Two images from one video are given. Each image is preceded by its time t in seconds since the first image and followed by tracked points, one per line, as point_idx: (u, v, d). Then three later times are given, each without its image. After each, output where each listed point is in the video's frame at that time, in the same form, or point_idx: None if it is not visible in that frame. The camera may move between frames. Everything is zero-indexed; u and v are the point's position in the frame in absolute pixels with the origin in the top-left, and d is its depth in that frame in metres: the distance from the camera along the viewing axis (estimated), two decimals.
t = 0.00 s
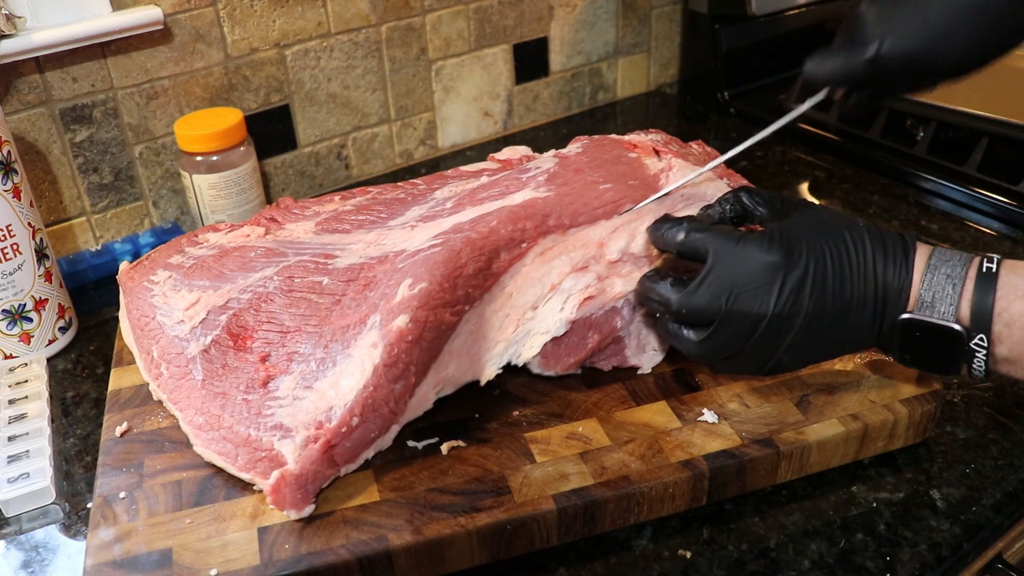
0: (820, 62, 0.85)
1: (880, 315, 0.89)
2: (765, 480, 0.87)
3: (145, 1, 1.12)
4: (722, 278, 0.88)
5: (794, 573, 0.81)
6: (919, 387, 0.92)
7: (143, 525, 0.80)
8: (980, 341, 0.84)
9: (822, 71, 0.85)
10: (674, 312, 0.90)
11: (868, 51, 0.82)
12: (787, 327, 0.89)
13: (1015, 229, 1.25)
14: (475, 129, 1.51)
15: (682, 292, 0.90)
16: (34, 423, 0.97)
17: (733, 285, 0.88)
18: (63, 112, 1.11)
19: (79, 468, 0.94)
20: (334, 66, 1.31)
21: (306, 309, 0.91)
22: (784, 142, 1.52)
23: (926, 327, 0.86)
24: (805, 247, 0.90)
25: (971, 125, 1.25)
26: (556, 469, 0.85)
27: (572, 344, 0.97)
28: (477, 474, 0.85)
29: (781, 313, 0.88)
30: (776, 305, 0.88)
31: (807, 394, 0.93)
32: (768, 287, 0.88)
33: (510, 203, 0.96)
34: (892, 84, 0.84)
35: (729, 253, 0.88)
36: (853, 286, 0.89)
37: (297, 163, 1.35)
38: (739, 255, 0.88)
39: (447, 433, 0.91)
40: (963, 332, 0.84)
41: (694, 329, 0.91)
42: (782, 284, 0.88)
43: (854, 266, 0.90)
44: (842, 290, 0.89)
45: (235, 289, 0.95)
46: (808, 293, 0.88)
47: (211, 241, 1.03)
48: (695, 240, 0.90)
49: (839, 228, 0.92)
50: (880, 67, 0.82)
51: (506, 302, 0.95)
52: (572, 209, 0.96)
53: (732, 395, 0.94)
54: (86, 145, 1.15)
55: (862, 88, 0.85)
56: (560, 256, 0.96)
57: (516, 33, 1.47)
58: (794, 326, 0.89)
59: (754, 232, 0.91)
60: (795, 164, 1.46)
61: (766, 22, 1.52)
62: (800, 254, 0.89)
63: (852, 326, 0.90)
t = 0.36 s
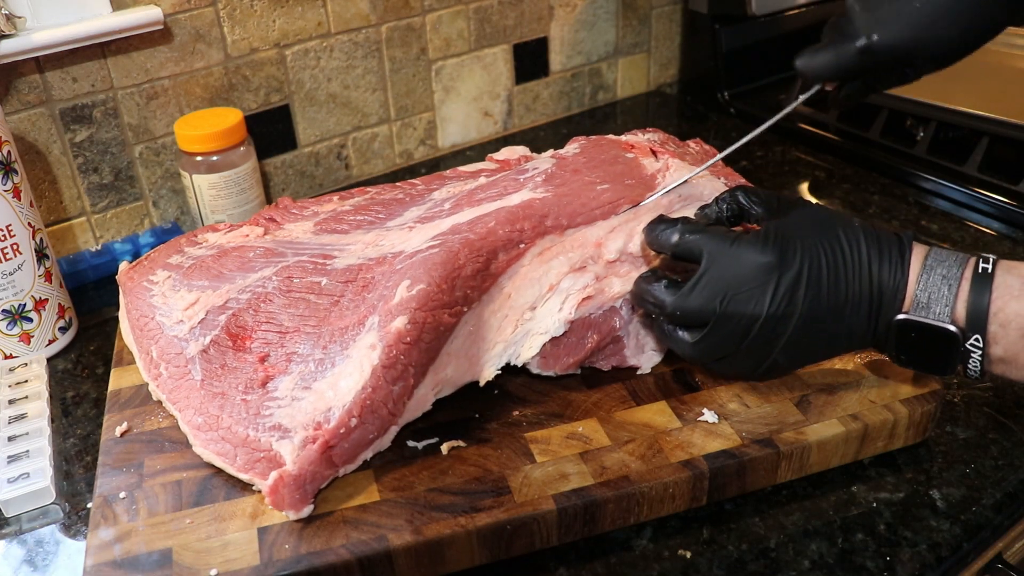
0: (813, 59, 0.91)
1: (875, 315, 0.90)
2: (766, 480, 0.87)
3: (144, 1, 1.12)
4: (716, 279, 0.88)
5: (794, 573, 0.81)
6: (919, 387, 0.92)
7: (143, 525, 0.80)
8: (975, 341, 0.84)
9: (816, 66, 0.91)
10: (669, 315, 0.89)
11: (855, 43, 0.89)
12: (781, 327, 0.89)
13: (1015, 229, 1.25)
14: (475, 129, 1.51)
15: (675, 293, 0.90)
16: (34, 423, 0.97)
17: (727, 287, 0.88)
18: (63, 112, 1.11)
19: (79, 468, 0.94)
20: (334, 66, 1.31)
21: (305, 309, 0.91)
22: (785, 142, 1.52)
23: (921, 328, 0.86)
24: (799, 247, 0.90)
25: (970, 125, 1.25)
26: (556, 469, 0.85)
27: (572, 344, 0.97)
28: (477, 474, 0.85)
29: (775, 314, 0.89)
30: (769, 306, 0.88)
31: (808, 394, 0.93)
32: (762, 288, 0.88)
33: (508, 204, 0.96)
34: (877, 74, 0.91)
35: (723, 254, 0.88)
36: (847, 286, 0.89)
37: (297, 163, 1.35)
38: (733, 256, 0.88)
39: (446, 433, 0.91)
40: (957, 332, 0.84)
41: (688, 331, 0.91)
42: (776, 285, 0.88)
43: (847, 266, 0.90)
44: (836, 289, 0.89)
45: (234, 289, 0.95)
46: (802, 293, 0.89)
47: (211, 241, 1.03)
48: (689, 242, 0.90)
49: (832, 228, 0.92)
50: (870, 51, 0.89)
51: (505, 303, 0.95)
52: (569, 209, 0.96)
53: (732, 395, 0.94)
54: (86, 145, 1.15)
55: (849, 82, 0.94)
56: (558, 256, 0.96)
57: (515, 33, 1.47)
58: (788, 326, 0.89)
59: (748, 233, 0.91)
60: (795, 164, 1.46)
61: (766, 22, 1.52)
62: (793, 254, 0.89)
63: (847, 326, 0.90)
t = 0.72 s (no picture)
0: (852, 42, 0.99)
1: (880, 318, 0.89)
2: (766, 479, 0.87)
3: (145, 1, 1.12)
4: (722, 275, 0.88)
5: (794, 573, 0.81)
6: (919, 388, 0.92)
7: (143, 525, 0.80)
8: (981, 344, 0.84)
9: (854, 48, 0.99)
10: (671, 305, 0.90)
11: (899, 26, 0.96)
12: (784, 325, 0.89)
13: (1015, 229, 1.25)
14: (475, 129, 1.51)
15: (680, 286, 0.90)
16: (34, 423, 0.97)
17: (732, 282, 0.88)
18: (63, 112, 1.11)
19: (79, 468, 0.94)
20: (334, 66, 1.31)
21: (309, 307, 0.91)
22: (785, 142, 1.51)
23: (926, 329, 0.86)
24: (807, 246, 0.90)
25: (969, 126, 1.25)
26: (556, 469, 0.85)
27: (577, 338, 0.97)
28: (477, 474, 0.85)
29: (779, 311, 0.89)
30: (774, 302, 0.88)
31: (808, 394, 0.93)
32: (768, 284, 0.88)
33: (513, 199, 0.97)
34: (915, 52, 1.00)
35: (729, 250, 0.89)
36: (853, 287, 0.89)
37: (297, 163, 1.35)
38: (739, 252, 0.89)
39: (447, 433, 0.91)
40: (962, 334, 0.84)
41: (691, 325, 0.91)
42: (781, 282, 0.88)
43: (854, 268, 0.90)
44: (841, 290, 0.89)
45: (237, 288, 0.95)
46: (806, 291, 0.89)
47: (212, 241, 1.03)
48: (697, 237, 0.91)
49: (839, 230, 0.92)
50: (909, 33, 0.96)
51: (510, 296, 0.95)
52: (573, 203, 0.96)
53: (732, 395, 0.94)
54: (86, 145, 1.15)
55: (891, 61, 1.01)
56: (564, 250, 0.96)
57: (515, 33, 1.47)
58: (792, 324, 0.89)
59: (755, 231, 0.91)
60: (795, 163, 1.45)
61: (767, 22, 1.52)
62: (800, 253, 0.89)
63: (850, 328, 0.90)
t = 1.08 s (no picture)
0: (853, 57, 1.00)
1: (901, 322, 0.86)
2: (765, 479, 0.87)
3: (145, 1, 1.12)
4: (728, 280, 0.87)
5: (794, 573, 0.81)
6: (920, 388, 0.92)
7: (143, 525, 0.80)
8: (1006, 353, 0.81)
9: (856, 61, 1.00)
10: (682, 312, 0.90)
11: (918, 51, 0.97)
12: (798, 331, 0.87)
13: (1014, 229, 1.25)
14: (475, 129, 1.52)
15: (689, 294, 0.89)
16: (34, 423, 0.97)
17: (739, 290, 0.87)
18: (63, 112, 1.11)
19: (79, 468, 0.94)
20: (334, 66, 1.31)
21: (309, 308, 0.91)
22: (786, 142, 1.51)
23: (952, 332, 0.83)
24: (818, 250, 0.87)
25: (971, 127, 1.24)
26: (556, 469, 0.85)
27: (578, 341, 0.97)
28: (477, 474, 0.85)
29: (791, 316, 0.86)
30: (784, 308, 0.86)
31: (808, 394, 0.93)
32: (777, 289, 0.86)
33: (514, 201, 0.96)
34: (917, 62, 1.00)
35: (737, 255, 0.87)
36: (867, 291, 0.86)
37: (297, 163, 1.35)
38: (748, 257, 0.87)
39: (447, 433, 0.91)
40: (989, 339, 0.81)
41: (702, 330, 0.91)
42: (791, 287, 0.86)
43: (871, 272, 0.86)
44: (856, 295, 0.86)
45: (238, 288, 0.95)
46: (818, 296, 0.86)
47: (213, 241, 1.03)
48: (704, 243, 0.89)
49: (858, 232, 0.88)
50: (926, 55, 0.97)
51: (511, 300, 0.95)
52: (574, 204, 0.96)
53: (733, 395, 0.94)
54: (86, 145, 1.15)
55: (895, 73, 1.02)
56: (565, 253, 0.96)
57: (516, 33, 1.47)
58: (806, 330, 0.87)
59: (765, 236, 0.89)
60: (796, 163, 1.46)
61: (767, 22, 1.52)
62: (812, 257, 0.87)
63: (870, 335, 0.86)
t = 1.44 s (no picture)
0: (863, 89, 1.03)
1: None
2: (765, 479, 0.87)
3: (145, 1, 1.12)
4: (903, 368, 0.83)
5: (794, 573, 0.81)
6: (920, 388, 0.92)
7: (143, 525, 0.80)
8: None
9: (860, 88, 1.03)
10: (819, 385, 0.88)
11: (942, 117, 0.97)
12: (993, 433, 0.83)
13: (1014, 229, 1.25)
14: (475, 129, 1.52)
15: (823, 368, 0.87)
16: (34, 423, 0.97)
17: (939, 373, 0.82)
18: (63, 112, 1.11)
19: (79, 468, 0.94)
20: (334, 66, 1.31)
21: (309, 309, 0.91)
22: (785, 142, 1.52)
23: None
24: None
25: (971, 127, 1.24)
26: (556, 469, 0.85)
27: (578, 346, 0.97)
28: (477, 474, 0.85)
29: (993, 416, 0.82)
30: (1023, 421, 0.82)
31: (807, 394, 0.93)
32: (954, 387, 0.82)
33: (513, 204, 0.97)
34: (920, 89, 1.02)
35: (953, 351, 0.83)
36: None
37: (297, 163, 1.35)
38: (958, 354, 0.82)
39: (447, 433, 0.91)
40: None
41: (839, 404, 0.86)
42: None
43: (1001, 366, 0.82)
44: (985, 389, 0.82)
45: (237, 289, 0.95)
46: None
47: (213, 241, 1.03)
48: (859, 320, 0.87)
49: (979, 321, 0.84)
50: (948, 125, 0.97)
51: (511, 306, 0.95)
52: (573, 208, 0.96)
53: (732, 395, 0.94)
54: (86, 145, 1.15)
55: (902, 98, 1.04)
56: (564, 257, 0.96)
57: (516, 33, 1.47)
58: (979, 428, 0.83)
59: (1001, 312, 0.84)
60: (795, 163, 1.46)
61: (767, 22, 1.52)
62: (953, 344, 0.83)
63: None
